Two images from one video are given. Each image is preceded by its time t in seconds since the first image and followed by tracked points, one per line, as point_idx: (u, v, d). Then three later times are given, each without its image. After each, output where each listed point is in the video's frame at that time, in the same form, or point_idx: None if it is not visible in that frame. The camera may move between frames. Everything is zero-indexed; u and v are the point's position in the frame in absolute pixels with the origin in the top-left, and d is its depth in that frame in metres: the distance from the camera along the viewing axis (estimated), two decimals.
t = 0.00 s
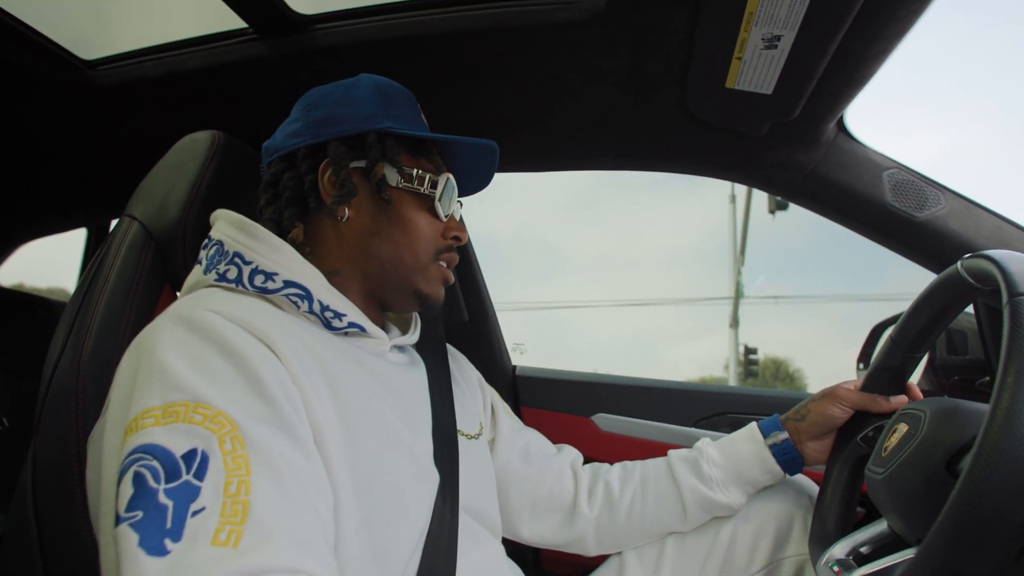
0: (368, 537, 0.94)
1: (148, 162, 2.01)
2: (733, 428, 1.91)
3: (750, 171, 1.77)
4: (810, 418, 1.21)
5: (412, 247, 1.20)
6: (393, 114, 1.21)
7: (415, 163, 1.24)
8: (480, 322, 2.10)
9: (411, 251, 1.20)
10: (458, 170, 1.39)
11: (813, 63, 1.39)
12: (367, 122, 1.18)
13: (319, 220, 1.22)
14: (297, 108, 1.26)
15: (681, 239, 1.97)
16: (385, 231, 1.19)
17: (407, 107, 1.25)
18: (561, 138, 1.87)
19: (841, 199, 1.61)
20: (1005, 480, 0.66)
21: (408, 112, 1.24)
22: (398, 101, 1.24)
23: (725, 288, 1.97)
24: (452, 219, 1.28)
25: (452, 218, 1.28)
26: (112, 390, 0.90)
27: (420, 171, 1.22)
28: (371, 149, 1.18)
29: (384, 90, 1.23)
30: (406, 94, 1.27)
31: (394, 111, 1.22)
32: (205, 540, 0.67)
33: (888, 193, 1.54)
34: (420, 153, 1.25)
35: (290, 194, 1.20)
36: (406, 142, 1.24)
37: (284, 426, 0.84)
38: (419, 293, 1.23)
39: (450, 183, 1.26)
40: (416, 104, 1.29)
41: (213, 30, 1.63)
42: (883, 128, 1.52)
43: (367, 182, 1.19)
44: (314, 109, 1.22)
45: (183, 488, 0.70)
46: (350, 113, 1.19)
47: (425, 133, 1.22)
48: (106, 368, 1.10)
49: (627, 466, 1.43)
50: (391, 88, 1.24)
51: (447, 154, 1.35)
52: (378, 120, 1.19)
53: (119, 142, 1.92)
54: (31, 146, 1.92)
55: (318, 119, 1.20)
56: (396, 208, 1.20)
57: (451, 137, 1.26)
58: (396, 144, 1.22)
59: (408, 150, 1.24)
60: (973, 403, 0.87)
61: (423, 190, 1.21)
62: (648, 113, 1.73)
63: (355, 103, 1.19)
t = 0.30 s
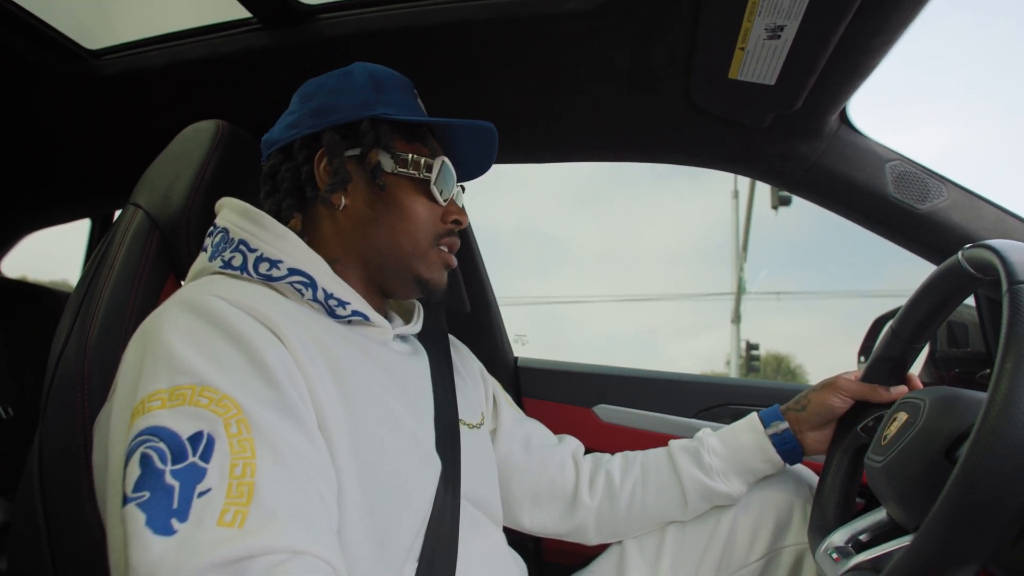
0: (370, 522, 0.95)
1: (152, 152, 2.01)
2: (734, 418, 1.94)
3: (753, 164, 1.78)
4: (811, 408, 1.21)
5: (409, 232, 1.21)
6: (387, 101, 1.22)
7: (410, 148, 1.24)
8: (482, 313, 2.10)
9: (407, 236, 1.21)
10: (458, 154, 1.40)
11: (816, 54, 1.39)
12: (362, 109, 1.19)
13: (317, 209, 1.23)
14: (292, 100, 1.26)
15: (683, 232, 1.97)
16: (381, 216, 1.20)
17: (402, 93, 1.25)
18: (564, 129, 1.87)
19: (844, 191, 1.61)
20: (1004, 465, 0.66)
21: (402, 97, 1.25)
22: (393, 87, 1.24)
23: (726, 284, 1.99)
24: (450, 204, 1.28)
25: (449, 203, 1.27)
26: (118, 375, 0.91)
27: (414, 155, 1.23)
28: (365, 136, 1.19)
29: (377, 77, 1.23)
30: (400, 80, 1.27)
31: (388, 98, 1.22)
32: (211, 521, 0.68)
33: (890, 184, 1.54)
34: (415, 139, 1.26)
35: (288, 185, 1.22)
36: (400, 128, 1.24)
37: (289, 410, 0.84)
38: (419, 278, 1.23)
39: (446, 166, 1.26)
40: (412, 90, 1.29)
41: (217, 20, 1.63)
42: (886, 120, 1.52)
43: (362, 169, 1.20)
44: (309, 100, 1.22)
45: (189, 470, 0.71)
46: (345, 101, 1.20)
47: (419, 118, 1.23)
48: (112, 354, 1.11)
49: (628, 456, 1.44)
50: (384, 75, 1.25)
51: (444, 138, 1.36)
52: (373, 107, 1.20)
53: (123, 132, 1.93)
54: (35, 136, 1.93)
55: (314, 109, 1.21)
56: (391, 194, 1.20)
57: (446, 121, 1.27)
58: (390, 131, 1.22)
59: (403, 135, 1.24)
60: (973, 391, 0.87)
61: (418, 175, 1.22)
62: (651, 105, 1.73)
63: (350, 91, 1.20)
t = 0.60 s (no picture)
0: (356, 529, 0.95)
1: (138, 160, 2.00)
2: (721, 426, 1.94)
3: (738, 172, 1.80)
4: (795, 414, 1.22)
5: (388, 237, 1.21)
6: (363, 105, 1.22)
7: (388, 152, 1.24)
8: (469, 321, 2.11)
9: (383, 240, 1.20)
10: (442, 154, 1.39)
11: (797, 64, 1.41)
12: (336, 114, 1.20)
13: (297, 218, 1.25)
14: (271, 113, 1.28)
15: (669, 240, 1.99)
16: (358, 222, 1.20)
17: (380, 97, 1.25)
18: (551, 138, 1.89)
19: (827, 199, 1.63)
20: (980, 467, 0.68)
21: (380, 100, 1.24)
22: (370, 91, 1.24)
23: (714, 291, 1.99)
24: (430, 206, 1.27)
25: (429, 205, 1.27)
26: (101, 383, 0.90)
27: (390, 159, 1.22)
28: (339, 143, 1.19)
29: (353, 82, 1.24)
30: (377, 83, 1.27)
31: (364, 102, 1.22)
32: (195, 528, 0.68)
33: (871, 193, 1.57)
34: (394, 142, 1.26)
35: (266, 196, 1.22)
36: (376, 133, 1.24)
37: (273, 417, 0.84)
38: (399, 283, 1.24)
39: (424, 168, 1.25)
40: (392, 94, 1.29)
41: (205, 28, 1.63)
42: (868, 130, 1.55)
43: (338, 176, 1.20)
44: (286, 109, 1.24)
45: (173, 477, 0.70)
46: (320, 108, 1.21)
47: (396, 120, 1.22)
48: (95, 363, 1.10)
49: (615, 463, 1.44)
50: (360, 79, 1.25)
51: (427, 139, 1.35)
52: (347, 112, 1.20)
53: (109, 139, 1.92)
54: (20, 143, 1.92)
55: (291, 117, 1.22)
56: (367, 199, 1.21)
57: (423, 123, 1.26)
58: (366, 136, 1.22)
59: (379, 140, 1.24)
60: (951, 395, 0.89)
61: (393, 178, 1.22)
62: (637, 114, 1.75)
63: (325, 97, 1.21)
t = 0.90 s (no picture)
0: (342, 531, 0.94)
1: (123, 160, 1.98)
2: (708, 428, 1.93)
3: (725, 176, 1.80)
4: (781, 416, 1.22)
5: (373, 236, 1.20)
6: (349, 104, 1.21)
7: (374, 151, 1.24)
8: (458, 323, 2.10)
9: (369, 240, 1.20)
10: (431, 153, 1.39)
11: (784, 70, 1.43)
12: (322, 114, 1.19)
13: (284, 219, 1.24)
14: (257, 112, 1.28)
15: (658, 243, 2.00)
16: (343, 222, 1.20)
17: (367, 96, 1.24)
18: (540, 140, 1.89)
19: (813, 204, 1.64)
20: (961, 467, 0.68)
21: (366, 99, 1.24)
22: (356, 90, 1.23)
23: (704, 294, 2.12)
24: (418, 206, 1.26)
25: (416, 205, 1.26)
26: (85, 383, 0.89)
27: (376, 159, 1.22)
28: (324, 143, 1.19)
29: (339, 82, 1.23)
30: (364, 82, 1.27)
31: (350, 101, 1.22)
32: (179, 530, 0.67)
33: (856, 198, 1.58)
34: (381, 141, 1.25)
35: (252, 198, 1.22)
36: (363, 133, 1.24)
37: (259, 418, 0.84)
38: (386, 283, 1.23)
39: (410, 167, 1.24)
40: (379, 93, 1.29)
41: (193, 27, 1.62)
42: (853, 135, 1.57)
43: (323, 176, 1.20)
44: (272, 109, 1.23)
45: (156, 479, 0.70)
46: (306, 107, 1.20)
47: (382, 120, 1.21)
48: (79, 364, 1.09)
49: (603, 465, 1.44)
50: (346, 78, 1.24)
51: (415, 139, 1.35)
52: (333, 112, 1.20)
53: (94, 138, 1.90)
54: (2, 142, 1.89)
55: (277, 117, 1.22)
56: (353, 200, 1.20)
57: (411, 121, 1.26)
58: (352, 136, 1.22)
59: (366, 139, 1.24)
60: (934, 397, 0.89)
61: (379, 179, 1.21)
62: (626, 117, 1.75)
63: (311, 97, 1.21)
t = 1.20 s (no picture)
0: (340, 530, 0.95)
1: (119, 159, 1.98)
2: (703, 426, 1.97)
3: (721, 175, 1.81)
4: (777, 414, 1.23)
5: (372, 239, 1.20)
6: (350, 106, 1.21)
7: (373, 154, 1.23)
8: (455, 323, 2.11)
9: (367, 244, 1.20)
10: (431, 154, 1.39)
11: (779, 69, 1.43)
12: (323, 115, 1.19)
13: (282, 220, 1.24)
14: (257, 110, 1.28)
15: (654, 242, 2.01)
16: (342, 225, 1.20)
17: (368, 98, 1.24)
18: (536, 140, 1.89)
19: (808, 203, 1.65)
20: (955, 464, 0.69)
21: (367, 101, 1.24)
22: (358, 91, 1.23)
23: (699, 294, 2.05)
24: (416, 209, 1.26)
25: (415, 208, 1.25)
26: (81, 383, 0.89)
27: (376, 163, 1.22)
28: (324, 144, 1.19)
29: (340, 82, 1.23)
30: (366, 83, 1.27)
31: (352, 103, 1.22)
32: (177, 530, 0.67)
33: (851, 197, 1.59)
34: (381, 144, 1.25)
35: (251, 197, 1.23)
36: (363, 134, 1.24)
37: (256, 418, 0.84)
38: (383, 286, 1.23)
39: (410, 171, 1.24)
40: (381, 94, 1.29)
41: (188, 26, 1.62)
42: (849, 135, 1.58)
43: (323, 178, 1.20)
44: (272, 108, 1.23)
45: (154, 479, 0.70)
46: (307, 107, 1.20)
47: (383, 122, 1.22)
48: (75, 363, 1.09)
49: (600, 464, 1.45)
50: (347, 79, 1.24)
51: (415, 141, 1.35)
52: (334, 113, 1.20)
53: (89, 138, 1.90)
54: None
55: (277, 117, 1.22)
56: (352, 203, 1.20)
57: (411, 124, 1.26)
58: (352, 137, 1.22)
59: (366, 142, 1.24)
60: (928, 395, 0.90)
61: (378, 182, 1.21)
62: (622, 117, 1.76)
63: (311, 97, 1.21)
